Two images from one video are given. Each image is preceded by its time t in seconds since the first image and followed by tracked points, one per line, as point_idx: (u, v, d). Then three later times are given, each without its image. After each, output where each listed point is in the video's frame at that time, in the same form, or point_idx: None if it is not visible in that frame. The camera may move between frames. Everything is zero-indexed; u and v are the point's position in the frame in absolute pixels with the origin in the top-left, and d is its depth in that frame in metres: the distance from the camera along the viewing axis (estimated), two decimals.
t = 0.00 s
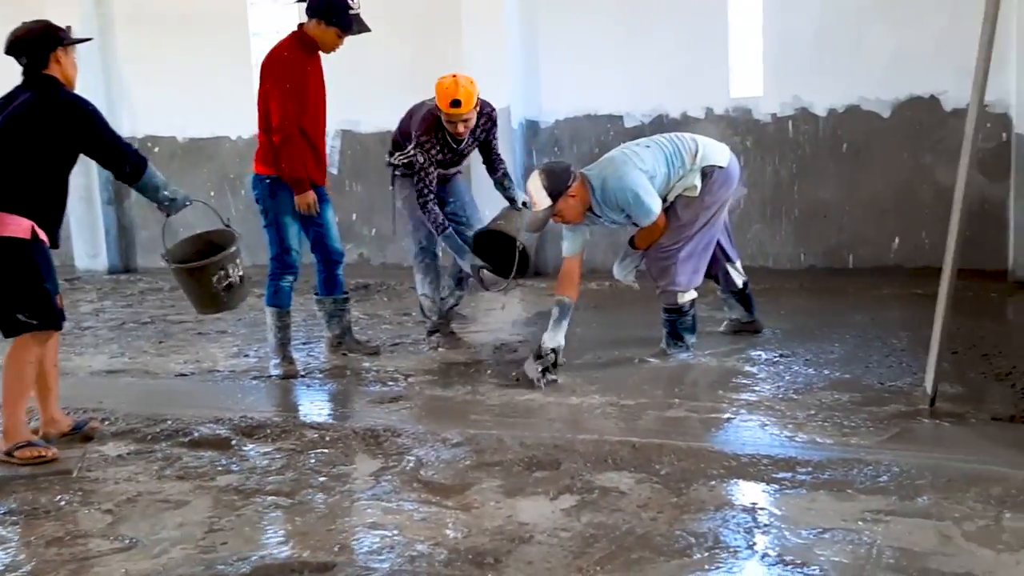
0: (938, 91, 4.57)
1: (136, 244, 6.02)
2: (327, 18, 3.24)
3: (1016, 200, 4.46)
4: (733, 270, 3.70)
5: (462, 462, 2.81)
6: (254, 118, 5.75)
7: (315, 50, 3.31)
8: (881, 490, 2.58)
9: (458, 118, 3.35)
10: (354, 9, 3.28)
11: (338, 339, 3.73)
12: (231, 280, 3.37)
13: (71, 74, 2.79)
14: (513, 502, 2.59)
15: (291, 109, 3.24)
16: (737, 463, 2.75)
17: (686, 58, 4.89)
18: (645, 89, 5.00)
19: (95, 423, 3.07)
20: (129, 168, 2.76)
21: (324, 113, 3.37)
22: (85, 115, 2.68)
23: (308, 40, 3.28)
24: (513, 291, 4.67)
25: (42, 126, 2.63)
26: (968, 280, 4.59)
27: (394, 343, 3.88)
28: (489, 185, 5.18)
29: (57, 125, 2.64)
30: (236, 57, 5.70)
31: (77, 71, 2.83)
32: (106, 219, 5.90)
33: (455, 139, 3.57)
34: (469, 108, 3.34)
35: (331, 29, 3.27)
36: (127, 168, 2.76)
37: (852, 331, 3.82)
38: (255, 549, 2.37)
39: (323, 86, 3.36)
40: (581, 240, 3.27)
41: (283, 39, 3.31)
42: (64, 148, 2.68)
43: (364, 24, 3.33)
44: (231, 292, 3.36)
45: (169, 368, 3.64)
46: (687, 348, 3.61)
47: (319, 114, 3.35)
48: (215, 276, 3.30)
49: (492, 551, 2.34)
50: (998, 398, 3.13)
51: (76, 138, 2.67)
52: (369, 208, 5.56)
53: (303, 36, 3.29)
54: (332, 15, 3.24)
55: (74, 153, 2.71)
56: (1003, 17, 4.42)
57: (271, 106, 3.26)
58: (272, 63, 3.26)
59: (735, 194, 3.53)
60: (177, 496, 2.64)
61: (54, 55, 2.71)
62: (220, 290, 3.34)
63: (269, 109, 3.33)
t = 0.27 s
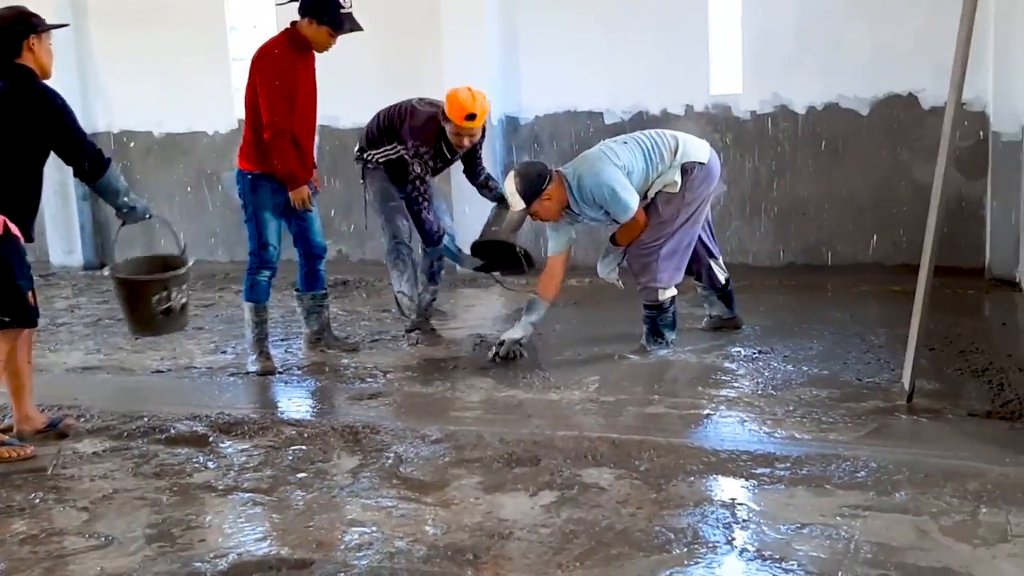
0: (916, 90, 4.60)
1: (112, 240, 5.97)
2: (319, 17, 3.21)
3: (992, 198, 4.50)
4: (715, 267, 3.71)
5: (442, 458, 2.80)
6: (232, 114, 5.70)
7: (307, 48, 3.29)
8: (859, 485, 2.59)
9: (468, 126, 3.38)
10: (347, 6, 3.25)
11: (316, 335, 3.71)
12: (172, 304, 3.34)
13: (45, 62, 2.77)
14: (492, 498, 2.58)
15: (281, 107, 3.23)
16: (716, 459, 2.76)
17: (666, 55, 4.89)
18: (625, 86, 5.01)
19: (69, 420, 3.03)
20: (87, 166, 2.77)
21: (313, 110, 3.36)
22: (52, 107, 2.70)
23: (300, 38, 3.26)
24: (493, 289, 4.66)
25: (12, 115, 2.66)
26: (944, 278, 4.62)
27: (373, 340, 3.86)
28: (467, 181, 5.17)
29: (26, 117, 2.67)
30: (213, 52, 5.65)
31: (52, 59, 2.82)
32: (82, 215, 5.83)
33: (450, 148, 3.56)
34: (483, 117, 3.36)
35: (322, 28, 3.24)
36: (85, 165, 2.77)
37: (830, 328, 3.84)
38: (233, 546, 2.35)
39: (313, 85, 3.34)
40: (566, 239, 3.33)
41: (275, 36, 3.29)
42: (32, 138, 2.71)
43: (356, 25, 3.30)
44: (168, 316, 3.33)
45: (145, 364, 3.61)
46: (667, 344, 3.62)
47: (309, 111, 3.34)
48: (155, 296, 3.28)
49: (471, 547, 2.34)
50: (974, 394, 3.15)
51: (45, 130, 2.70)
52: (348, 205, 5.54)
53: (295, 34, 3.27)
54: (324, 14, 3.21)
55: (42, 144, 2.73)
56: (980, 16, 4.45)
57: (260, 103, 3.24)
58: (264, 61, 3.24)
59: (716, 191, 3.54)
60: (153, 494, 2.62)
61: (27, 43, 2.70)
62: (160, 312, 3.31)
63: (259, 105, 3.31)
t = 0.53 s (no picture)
0: (902, 88, 4.62)
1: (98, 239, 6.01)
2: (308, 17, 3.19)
3: (978, 196, 4.53)
4: (702, 265, 3.72)
5: (430, 456, 2.80)
6: (219, 111, 5.68)
7: (297, 47, 3.28)
8: (846, 481, 2.60)
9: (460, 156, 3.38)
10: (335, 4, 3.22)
11: (304, 333, 3.71)
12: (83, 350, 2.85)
13: (45, 61, 2.78)
14: (480, 495, 2.58)
15: (272, 108, 3.22)
16: (704, 455, 2.77)
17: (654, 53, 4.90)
18: (613, 84, 5.01)
19: (55, 418, 3.02)
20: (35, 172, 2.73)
21: (304, 109, 3.36)
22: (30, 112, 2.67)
23: (290, 38, 3.24)
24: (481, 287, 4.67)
25: None
26: (931, 276, 4.65)
27: (361, 338, 3.86)
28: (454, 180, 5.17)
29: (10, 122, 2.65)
30: (200, 50, 5.63)
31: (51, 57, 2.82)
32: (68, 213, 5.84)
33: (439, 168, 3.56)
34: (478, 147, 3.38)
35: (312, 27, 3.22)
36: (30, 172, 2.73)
37: (817, 325, 3.86)
38: (220, 544, 2.35)
39: (303, 83, 3.33)
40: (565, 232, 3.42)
41: (264, 35, 3.26)
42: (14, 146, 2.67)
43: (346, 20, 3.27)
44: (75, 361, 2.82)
45: (132, 362, 3.59)
46: (655, 341, 3.62)
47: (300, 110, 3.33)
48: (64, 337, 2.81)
49: (459, 544, 2.33)
50: (960, 390, 3.17)
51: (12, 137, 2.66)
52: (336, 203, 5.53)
53: (285, 33, 3.25)
54: (312, 13, 3.19)
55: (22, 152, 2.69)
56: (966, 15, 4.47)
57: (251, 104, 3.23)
58: (254, 61, 3.22)
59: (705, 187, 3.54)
60: (139, 492, 2.61)
61: (27, 42, 2.70)
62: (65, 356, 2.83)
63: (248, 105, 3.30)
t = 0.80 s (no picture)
0: (889, 85, 4.63)
1: (80, 239, 5.97)
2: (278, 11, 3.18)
3: (964, 193, 4.54)
4: (689, 263, 3.72)
5: (416, 455, 2.78)
6: (204, 109, 5.65)
7: (271, 43, 3.27)
8: (833, 479, 2.60)
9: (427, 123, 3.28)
10: None
11: (290, 332, 3.68)
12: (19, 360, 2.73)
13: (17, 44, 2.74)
14: (466, 495, 2.57)
15: (245, 105, 3.21)
16: (691, 454, 2.76)
17: (641, 50, 4.90)
18: (600, 81, 5.01)
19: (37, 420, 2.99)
20: None
21: (282, 106, 3.34)
22: None
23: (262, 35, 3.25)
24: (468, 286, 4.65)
25: None
26: (918, 273, 4.66)
27: (347, 337, 3.84)
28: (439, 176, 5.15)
29: None
30: (184, 47, 5.60)
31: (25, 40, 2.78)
32: (50, 212, 5.82)
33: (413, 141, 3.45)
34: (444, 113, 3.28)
35: (284, 20, 3.19)
36: None
37: (804, 323, 3.86)
38: (204, 545, 2.33)
39: (280, 80, 3.32)
40: (554, 232, 3.44)
41: (237, 34, 3.28)
42: None
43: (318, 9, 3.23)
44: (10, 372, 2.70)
45: (116, 362, 3.57)
46: (642, 340, 3.61)
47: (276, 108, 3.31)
48: None
49: (445, 544, 2.32)
50: (947, 387, 3.17)
51: None
52: (322, 201, 5.51)
53: (258, 30, 3.26)
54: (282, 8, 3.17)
55: None
56: (951, 12, 4.48)
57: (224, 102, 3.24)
58: (226, 60, 3.23)
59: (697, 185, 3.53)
60: (123, 493, 2.58)
61: None
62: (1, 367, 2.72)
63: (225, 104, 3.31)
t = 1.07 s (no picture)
0: (884, 85, 4.64)
1: (77, 240, 5.96)
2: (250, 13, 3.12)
3: (960, 193, 4.55)
4: (684, 263, 3.74)
5: (413, 454, 2.79)
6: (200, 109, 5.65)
7: (248, 45, 3.24)
8: (829, 477, 2.61)
9: (411, 113, 3.32)
10: None
11: (286, 332, 3.68)
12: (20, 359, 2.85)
13: (6, 41, 2.72)
14: (463, 494, 2.57)
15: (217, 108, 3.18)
16: (688, 452, 2.77)
17: (636, 50, 4.91)
18: (596, 81, 5.01)
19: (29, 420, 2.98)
20: None
21: (260, 107, 3.30)
22: None
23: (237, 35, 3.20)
24: (465, 286, 4.66)
25: None
26: (913, 273, 4.67)
27: (344, 337, 3.84)
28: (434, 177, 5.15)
29: None
30: (181, 48, 5.60)
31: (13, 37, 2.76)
32: (46, 213, 5.80)
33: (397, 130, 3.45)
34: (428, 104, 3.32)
35: (259, 20, 3.13)
36: None
37: (800, 322, 3.86)
38: (200, 545, 2.33)
39: (256, 81, 3.28)
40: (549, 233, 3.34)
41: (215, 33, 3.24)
42: None
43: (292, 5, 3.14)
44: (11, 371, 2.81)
45: (112, 363, 3.57)
46: (638, 339, 3.62)
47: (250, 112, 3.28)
48: None
49: (442, 543, 2.32)
50: (942, 386, 3.18)
51: None
52: (318, 202, 5.51)
53: (235, 32, 3.22)
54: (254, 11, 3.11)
55: None
56: (946, 13, 4.49)
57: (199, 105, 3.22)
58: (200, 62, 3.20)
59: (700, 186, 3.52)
60: (120, 493, 2.58)
61: None
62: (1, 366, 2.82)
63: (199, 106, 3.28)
